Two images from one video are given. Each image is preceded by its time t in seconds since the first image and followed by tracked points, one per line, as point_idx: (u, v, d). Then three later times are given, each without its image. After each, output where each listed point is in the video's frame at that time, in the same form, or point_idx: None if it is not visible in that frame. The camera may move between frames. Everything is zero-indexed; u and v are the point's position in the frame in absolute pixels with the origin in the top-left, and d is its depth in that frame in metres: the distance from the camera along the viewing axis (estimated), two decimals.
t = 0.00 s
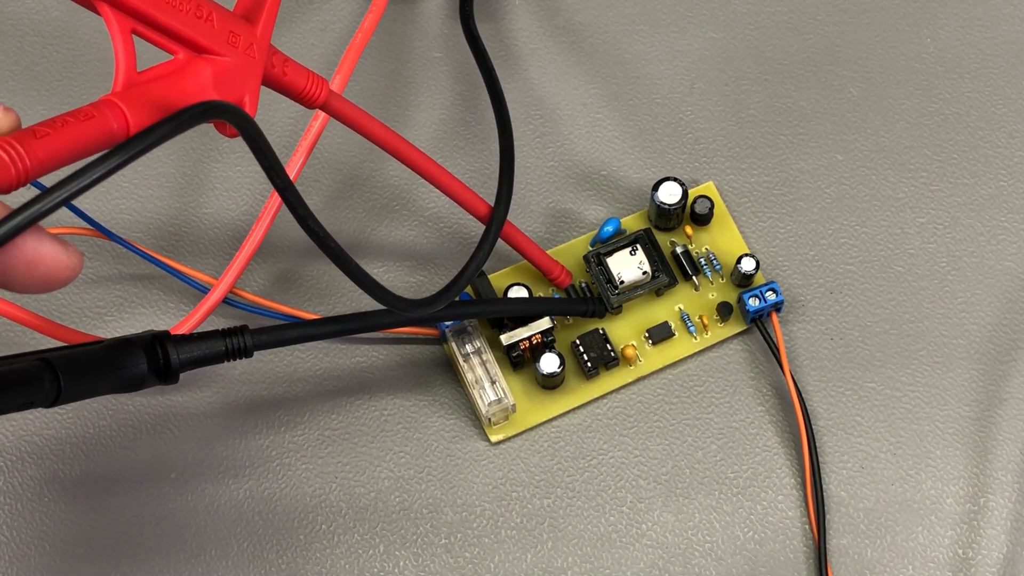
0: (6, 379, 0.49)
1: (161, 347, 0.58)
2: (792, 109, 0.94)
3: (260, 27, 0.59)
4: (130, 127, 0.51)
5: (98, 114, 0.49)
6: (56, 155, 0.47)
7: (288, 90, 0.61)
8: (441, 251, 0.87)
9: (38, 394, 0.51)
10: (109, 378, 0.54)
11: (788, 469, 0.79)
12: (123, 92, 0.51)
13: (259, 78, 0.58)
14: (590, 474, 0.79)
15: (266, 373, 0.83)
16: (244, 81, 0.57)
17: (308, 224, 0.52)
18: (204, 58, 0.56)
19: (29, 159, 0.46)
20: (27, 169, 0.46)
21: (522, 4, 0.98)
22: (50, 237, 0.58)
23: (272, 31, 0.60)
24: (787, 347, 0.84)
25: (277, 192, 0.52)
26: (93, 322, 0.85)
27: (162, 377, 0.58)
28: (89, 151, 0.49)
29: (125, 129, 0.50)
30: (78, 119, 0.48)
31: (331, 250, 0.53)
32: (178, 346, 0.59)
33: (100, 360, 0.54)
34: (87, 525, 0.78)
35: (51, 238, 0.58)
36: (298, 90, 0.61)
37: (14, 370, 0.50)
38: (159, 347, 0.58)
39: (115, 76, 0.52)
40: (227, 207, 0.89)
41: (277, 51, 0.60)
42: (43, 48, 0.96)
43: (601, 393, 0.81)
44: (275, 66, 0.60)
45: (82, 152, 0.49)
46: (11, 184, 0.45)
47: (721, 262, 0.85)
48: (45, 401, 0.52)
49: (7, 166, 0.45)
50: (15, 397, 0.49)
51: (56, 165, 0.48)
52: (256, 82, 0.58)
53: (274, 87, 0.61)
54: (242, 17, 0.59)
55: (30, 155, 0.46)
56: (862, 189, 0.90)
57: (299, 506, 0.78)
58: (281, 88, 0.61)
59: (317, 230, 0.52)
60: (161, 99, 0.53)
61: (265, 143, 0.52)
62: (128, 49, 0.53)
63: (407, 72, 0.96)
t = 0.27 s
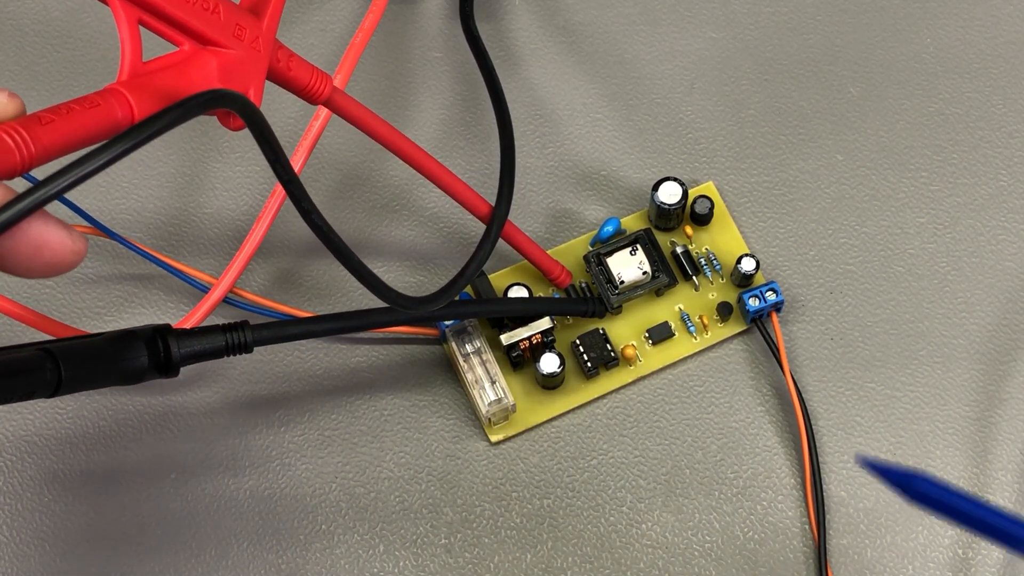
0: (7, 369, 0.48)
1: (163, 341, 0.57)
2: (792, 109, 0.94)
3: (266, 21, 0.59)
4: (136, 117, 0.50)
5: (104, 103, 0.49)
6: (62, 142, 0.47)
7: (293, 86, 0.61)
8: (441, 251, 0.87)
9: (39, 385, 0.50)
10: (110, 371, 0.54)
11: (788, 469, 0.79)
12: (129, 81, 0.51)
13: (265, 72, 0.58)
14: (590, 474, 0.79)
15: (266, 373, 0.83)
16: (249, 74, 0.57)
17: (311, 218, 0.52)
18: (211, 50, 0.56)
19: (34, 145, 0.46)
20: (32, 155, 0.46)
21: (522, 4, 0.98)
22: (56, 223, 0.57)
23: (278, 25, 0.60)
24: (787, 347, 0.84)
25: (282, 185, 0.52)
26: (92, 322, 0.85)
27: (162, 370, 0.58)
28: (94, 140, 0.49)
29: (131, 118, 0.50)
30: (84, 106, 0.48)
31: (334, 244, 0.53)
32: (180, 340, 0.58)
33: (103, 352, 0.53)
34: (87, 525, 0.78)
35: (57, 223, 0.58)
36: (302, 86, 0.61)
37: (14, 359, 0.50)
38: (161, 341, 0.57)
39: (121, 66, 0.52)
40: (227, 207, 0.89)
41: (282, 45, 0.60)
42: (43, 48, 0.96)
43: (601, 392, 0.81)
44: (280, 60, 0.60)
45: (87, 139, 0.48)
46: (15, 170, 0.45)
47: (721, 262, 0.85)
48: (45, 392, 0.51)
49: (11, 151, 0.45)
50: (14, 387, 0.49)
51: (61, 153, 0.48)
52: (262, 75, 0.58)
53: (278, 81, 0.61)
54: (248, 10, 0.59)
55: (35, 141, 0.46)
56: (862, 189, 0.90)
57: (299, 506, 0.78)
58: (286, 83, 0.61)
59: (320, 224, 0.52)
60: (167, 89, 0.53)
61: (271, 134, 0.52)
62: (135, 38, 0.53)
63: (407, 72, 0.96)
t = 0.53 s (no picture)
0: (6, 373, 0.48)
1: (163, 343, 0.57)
2: (792, 109, 0.94)
3: (265, 25, 0.59)
4: (135, 122, 0.50)
5: (103, 109, 0.49)
6: (61, 149, 0.47)
7: (292, 89, 0.61)
8: (441, 252, 0.87)
9: (38, 389, 0.50)
10: (111, 374, 0.53)
11: (788, 469, 0.79)
12: (128, 87, 0.51)
13: (264, 76, 0.58)
14: (590, 474, 0.79)
15: (266, 374, 0.83)
16: (249, 78, 0.57)
17: (311, 221, 0.52)
18: (210, 54, 0.56)
19: (33, 152, 0.46)
20: (31, 162, 0.46)
21: (522, 4, 0.98)
22: (54, 230, 0.57)
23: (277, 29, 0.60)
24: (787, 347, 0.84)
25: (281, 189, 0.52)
26: (92, 323, 0.85)
27: (163, 374, 0.57)
28: (94, 146, 0.49)
29: (130, 123, 0.50)
30: (83, 113, 0.48)
31: (334, 247, 0.53)
32: (180, 343, 0.58)
33: (103, 355, 0.53)
34: (88, 525, 0.78)
35: (56, 230, 0.58)
36: (302, 90, 0.61)
37: (12, 364, 0.49)
38: (161, 343, 0.57)
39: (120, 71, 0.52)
40: (227, 207, 0.89)
41: (281, 49, 0.60)
42: (42, 48, 0.96)
43: (601, 393, 0.81)
44: (280, 64, 0.60)
45: (86, 146, 0.48)
46: (15, 177, 0.45)
47: (721, 262, 0.85)
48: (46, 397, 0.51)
49: (11, 159, 0.45)
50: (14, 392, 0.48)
51: (60, 159, 0.48)
52: (262, 79, 0.58)
53: (278, 85, 0.61)
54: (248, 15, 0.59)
55: (34, 148, 0.46)
56: (862, 189, 0.90)
57: (299, 506, 0.78)
58: (285, 87, 0.61)
59: (319, 227, 0.52)
60: (166, 94, 0.53)
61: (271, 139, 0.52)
62: (134, 44, 0.52)
63: (407, 72, 0.96)
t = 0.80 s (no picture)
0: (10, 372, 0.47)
1: (164, 344, 0.57)
2: (792, 109, 0.94)
3: (267, 27, 0.59)
4: (137, 125, 0.50)
5: (105, 112, 0.49)
6: (63, 153, 0.47)
7: (294, 90, 0.61)
8: (442, 252, 0.87)
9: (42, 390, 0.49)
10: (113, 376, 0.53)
11: (788, 468, 0.79)
12: (131, 90, 0.51)
13: (265, 78, 0.58)
14: (590, 474, 0.79)
15: (266, 374, 0.83)
16: (250, 81, 0.57)
17: (312, 222, 0.51)
18: (212, 56, 0.55)
19: (35, 156, 0.46)
20: (33, 166, 0.45)
21: (522, 4, 0.99)
22: (56, 234, 0.57)
23: (279, 30, 0.60)
24: (787, 347, 0.84)
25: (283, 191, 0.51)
26: (92, 323, 0.85)
27: (164, 375, 0.57)
28: (95, 149, 0.49)
29: (132, 127, 0.50)
30: (85, 116, 0.48)
31: (336, 248, 0.53)
32: (181, 345, 0.58)
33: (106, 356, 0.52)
34: (88, 525, 0.78)
35: (58, 235, 0.57)
36: (303, 91, 0.61)
37: (17, 365, 0.48)
38: (162, 344, 0.56)
39: (122, 74, 0.52)
40: (227, 207, 0.89)
41: (283, 50, 0.60)
42: (43, 48, 0.96)
43: (601, 393, 0.81)
44: (281, 66, 0.60)
45: (88, 149, 0.48)
46: (17, 181, 0.45)
47: (721, 262, 0.85)
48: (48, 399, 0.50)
49: (13, 163, 0.44)
50: (18, 393, 0.47)
51: (62, 163, 0.47)
52: (262, 82, 0.58)
53: (279, 86, 0.61)
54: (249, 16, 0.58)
55: (36, 152, 0.46)
56: (862, 189, 0.90)
57: (299, 506, 0.78)
58: (286, 88, 0.61)
59: (321, 228, 0.52)
60: (168, 97, 0.52)
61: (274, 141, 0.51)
62: (136, 46, 0.52)
63: (407, 72, 0.96)
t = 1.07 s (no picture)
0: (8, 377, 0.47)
1: (165, 345, 0.56)
2: (792, 109, 0.94)
3: (267, 28, 0.59)
4: (138, 127, 0.50)
5: (106, 114, 0.49)
6: (65, 155, 0.47)
7: (294, 91, 0.61)
8: (441, 252, 0.87)
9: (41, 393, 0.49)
10: (112, 378, 0.53)
11: (788, 469, 0.80)
12: (131, 92, 0.51)
13: (266, 80, 0.58)
14: (590, 474, 0.79)
15: (266, 374, 0.83)
16: (251, 82, 0.57)
17: (313, 224, 0.51)
18: (212, 58, 0.56)
19: (37, 159, 0.45)
20: (34, 169, 0.45)
21: (522, 4, 0.98)
22: (58, 238, 0.57)
23: (279, 32, 0.60)
24: (787, 347, 0.84)
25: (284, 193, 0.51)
26: (92, 323, 0.85)
27: (165, 376, 0.57)
28: (96, 151, 0.49)
29: (133, 129, 0.50)
30: (86, 118, 0.48)
31: (337, 249, 0.53)
32: (181, 345, 0.57)
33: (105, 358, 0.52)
34: (88, 526, 0.78)
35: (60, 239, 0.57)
36: (304, 92, 0.61)
37: (15, 368, 0.49)
38: (162, 346, 0.56)
39: (122, 76, 0.52)
40: (227, 207, 0.89)
41: (283, 51, 0.60)
42: (43, 48, 0.96)
43: (601, 392, 0.81)
44: (281, 67, 0.60)
45: (90, 151, 0.48)
46: (19, 184, 0.45)
47: (721, 262, 0.85)
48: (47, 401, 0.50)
49: (15, 166, 0.44)
50: (16, 397, 0.48)
51: (63, 165, 0.47)
52: (263, 83, 0.58)
53: (280, 88, 0.61)
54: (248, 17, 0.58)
55: (38, 154, 0.45)
56: (863, 189, 0.90)
57: (299, 506, 0.78)
58: (287, 89, 0.61)
59: (322, 229, 0.52)
60: (169, 99, 0.52)
61: (275, 143, 0.52)
62: (137, 49, 0.52)
63: (407, 72, 0.96)
